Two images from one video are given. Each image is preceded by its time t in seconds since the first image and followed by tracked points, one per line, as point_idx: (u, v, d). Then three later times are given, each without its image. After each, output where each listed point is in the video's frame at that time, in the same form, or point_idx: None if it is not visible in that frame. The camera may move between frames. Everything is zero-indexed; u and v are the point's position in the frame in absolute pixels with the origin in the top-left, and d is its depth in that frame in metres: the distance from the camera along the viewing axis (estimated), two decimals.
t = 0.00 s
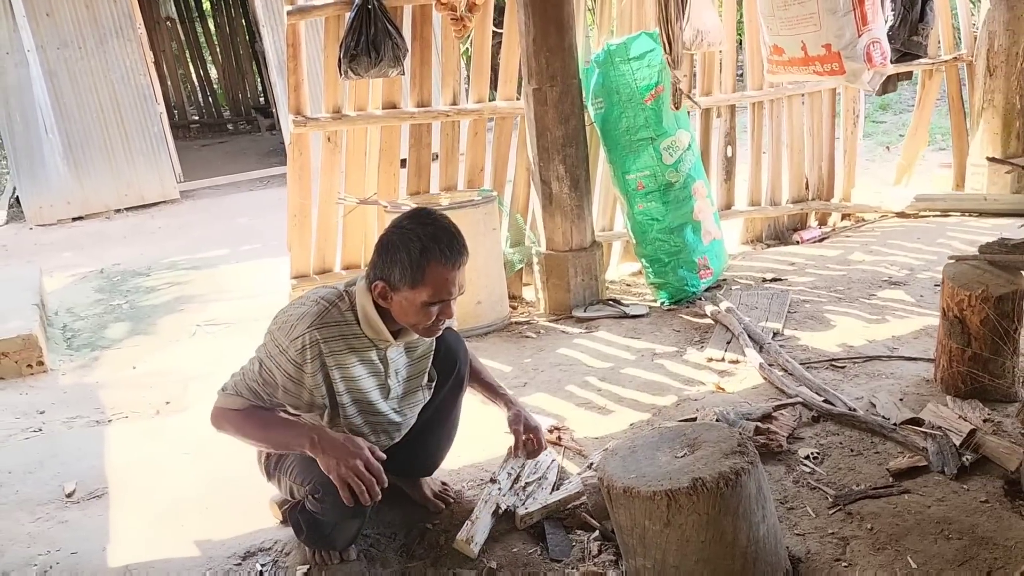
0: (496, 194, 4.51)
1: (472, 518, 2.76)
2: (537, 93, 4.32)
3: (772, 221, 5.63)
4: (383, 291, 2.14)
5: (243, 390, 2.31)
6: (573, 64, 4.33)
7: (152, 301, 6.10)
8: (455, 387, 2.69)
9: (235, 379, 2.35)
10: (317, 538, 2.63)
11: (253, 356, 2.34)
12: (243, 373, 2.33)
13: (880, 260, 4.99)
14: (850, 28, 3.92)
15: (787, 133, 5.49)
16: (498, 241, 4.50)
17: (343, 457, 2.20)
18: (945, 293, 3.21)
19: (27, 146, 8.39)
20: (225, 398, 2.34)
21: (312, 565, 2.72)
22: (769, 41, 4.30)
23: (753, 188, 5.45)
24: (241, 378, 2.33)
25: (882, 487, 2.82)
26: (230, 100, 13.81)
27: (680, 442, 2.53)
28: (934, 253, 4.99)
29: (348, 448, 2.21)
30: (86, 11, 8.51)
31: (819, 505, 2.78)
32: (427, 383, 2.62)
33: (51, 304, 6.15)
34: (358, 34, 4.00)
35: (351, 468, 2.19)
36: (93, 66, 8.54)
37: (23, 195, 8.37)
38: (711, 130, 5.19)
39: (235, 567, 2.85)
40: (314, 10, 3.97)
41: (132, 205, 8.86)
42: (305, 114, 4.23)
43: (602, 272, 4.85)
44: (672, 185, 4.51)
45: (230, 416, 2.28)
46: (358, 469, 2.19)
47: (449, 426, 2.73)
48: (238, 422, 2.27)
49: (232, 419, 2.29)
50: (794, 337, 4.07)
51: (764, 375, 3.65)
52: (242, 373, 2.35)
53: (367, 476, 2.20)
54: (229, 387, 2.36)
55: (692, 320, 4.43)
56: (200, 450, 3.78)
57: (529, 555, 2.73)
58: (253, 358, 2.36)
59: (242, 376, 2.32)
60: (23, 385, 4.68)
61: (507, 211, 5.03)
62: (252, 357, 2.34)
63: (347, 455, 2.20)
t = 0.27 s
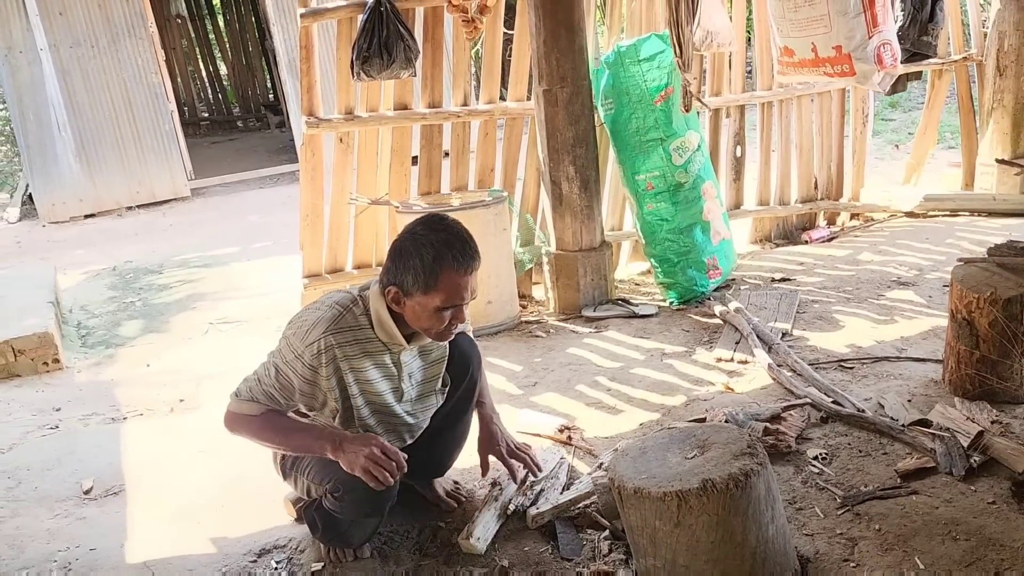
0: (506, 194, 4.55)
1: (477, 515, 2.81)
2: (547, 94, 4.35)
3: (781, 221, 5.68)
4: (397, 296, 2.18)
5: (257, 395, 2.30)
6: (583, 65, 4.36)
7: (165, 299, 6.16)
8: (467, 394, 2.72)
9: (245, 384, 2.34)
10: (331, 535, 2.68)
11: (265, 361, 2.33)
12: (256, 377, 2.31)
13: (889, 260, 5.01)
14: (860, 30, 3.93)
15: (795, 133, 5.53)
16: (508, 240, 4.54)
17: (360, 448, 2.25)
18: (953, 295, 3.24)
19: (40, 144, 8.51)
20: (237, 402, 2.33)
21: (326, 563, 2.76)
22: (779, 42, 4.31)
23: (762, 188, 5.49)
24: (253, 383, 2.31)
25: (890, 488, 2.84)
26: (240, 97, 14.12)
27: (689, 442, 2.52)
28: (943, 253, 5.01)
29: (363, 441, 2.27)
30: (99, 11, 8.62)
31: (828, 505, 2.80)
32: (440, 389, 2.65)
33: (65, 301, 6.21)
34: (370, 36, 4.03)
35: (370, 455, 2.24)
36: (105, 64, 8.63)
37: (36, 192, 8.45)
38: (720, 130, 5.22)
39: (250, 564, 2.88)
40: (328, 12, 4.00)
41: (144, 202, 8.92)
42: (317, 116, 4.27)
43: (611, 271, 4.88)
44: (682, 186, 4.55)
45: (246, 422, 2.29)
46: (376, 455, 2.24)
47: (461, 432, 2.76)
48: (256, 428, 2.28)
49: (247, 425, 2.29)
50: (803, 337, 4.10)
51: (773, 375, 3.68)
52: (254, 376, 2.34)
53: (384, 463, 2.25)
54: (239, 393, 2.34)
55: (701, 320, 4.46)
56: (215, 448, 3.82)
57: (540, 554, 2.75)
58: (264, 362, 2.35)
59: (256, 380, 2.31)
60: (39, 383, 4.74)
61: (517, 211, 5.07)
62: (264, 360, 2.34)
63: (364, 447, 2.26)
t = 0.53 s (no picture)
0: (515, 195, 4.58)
1: (491, 517, 2.83)
2: (557, 95, 4.38)
3: (789, 221, 5.70)
4: (415, 304, 2.20)
5: (274, 399, 2.35)
6: (593, 67, 4.39)
7: (176, 298, 6.20)
8: (480, 404, 2.75)
9: (263, 387, 2.39)
10: (345, 533, 2.71)
11: (282, 366, 2.38)
12: (273, 382, 2.37)
13: (897, 261, 5.03)
14: (869, 32, 3.95)
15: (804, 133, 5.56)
16: (517, 241, 4.56)
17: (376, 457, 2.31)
18: (963, 297, 3.27)
19: (51, 144, 8.57)
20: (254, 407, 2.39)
21: (338, 562, 2.80)
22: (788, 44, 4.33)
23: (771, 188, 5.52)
24: (270, 387, 2.37)
25: (900, 489, 2.85)
26: (248, 96, 14.36)
27: (700, 443, 2.51)
28: (952, 253, 5.02)
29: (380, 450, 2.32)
30: (110, 12, 8.74)
31: (837, 506, 2.82)
32: (455, 398, 2.69)
33: (77, 300, 6.26)
34: (382, 39, 4.06)
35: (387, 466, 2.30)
36: (115, 64, 8.74)
37: (47, 191, 8.55)
38: (729, 131, 5.25)
39: (264, 562, 2.90)
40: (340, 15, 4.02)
41: (154, 202, 9.02)
42: (329, 117, 4.31)
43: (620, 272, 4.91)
44: (691, 187, 4.58)
45: (262, 427, 2.34)
46: (395, 466, 2.30)
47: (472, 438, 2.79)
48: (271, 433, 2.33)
49: (263, 429, 2.34)
50: (811, 338, 4.11)
51: (782, 376, 3.69)
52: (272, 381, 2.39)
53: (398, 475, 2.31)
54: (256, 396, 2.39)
55: (709, 321, 4.49)
56: (228, 448, 3.85)
57: (550, 554, 2.78)
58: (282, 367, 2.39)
59: (272, 384, 2.37)
60: (53, 381, 4.78)
61: (526, 212, 5.11)
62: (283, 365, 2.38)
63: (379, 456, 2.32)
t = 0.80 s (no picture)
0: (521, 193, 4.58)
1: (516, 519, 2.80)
2: (562, 94, 4.38)
3: (795, 219, 5.70)
4: (427, 306, 2.21)
5: (301, 419, 2.32)
6: (598, 66, 4.39)
7: (182, 295, 6.22)
8: (488, 407, 2.75)
9: (287, 409, 2.36)
10: (351, 529, 2.72)
11: (304, 385, 2.34)
12: (297, 402, 2.34)
13: (903, 259, 5.02)
14: (874, 31, 3.94)
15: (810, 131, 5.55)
16: (523, 239, 4.57)
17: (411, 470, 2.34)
18: (968, 295, 3.27)
19: (57, 140, 8.57)
20: (281, 431, 2.35)
21: (346, 560, 2.81)
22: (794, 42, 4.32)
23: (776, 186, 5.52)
24: (295, 409, 2.33)
25: (906, 488, 2.85)
26: (253, 93, 14.47)
27: (706, 442, 2.51)
28: (958, 251, 5.01)
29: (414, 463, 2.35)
30: (115, 9, 8.75)
31: (843, 505, 2.82)
32: (464, 403, 2.69)
33: (84, 297, 6.28)
34: (388, 38, 4.06)
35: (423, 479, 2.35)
36: (121, 62, 8.80)
37: (53, 188, 8.64)
38: (734, 129, 5.25)
39: (271, 560, 2.91)
40: (345, 13, 4.03)
41: (159, 197, 9.16)
42: (335, 115, 4.32)
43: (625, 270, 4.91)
44: (696, 185, 4.58)
45: (292, 448, 2.31)
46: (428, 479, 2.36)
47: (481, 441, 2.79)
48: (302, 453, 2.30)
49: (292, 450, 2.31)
50: (817, 336, 4.11)
51: (788, 374, 3.69)
52: (295, 401, 2.36)
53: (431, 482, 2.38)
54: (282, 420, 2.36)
55: (714, 319, 4.49)
56: (235, 445, 3.87)
57: (557, 552, 2.78)
58: (303, 385, 2.36)
59: (297, 404, 2.33)
60: (60, 378, 4.80)
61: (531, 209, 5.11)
62: (302, 383, 2.35)
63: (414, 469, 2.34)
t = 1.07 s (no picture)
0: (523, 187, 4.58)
1: (519, 513, 2.80)
2: (564, 88, 4.38)
3: (797, 213, 5.69)
4: (439, 306, 2.21)
5: (319, 428, 2.30)
6: (600, 60, 4.38)
7: (184, 289, 6.22)
8: (493, 409, 2.75)
9: (302, 420, 2.32)
10: (356, 525, 2.73)
11: (316, 395, 2.31)
12: (312, 411, 2.30)
13: (906, 253, 5.02)
14: (877, 25, 3.93)
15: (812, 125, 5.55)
16: (524, 233, 4.57)
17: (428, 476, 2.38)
18: (971, 290, 3.26)
19: (59, 134, 8.59)
20: (297, 441, 2.32)
21: (348, 553, 2.82)
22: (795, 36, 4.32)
23: (778, 181, 5.51)
24: (312, 419, 2.30)
25: (908, 483, 2.85)
26: (255, 88, 14.49)
27: (708, 437, 2.51)
28: (961, 246, 5.01)
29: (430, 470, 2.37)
30: (116, 4, 8.81)
31: (845, 500, 2.82)
32: (469, 403, 2.69)
33: (86, 291, 6.29)
34: (389, 32, 4.06)
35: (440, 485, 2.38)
36: (123, 56, 8.84)
37: (55, 183, 8.62)
38: (736, 123, 5.24)
39: (274, 554, 2.92)
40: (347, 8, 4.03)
41: (161, 192, 9.14)
42: (337, 110, 4.33)
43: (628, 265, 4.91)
44: (698, 180, 4.58)
45: (311, 457, 2.30)
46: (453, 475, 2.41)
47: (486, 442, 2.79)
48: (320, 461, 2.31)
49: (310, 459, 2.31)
50: (819, 331, 4.11)
51: (790, 368, 3.70)
52: (309, 411, 2.32)
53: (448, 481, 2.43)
54: (298, 432, 2.32)
55: (717, 314, 4.49)
56: (237, 439, 3.87)
57: (559, 547, 2.78)
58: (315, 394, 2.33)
59: (313, 414, 2.30)
60: (62, 373, 4.80)
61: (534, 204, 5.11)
62: (315, 391, 2.32)
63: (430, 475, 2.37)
